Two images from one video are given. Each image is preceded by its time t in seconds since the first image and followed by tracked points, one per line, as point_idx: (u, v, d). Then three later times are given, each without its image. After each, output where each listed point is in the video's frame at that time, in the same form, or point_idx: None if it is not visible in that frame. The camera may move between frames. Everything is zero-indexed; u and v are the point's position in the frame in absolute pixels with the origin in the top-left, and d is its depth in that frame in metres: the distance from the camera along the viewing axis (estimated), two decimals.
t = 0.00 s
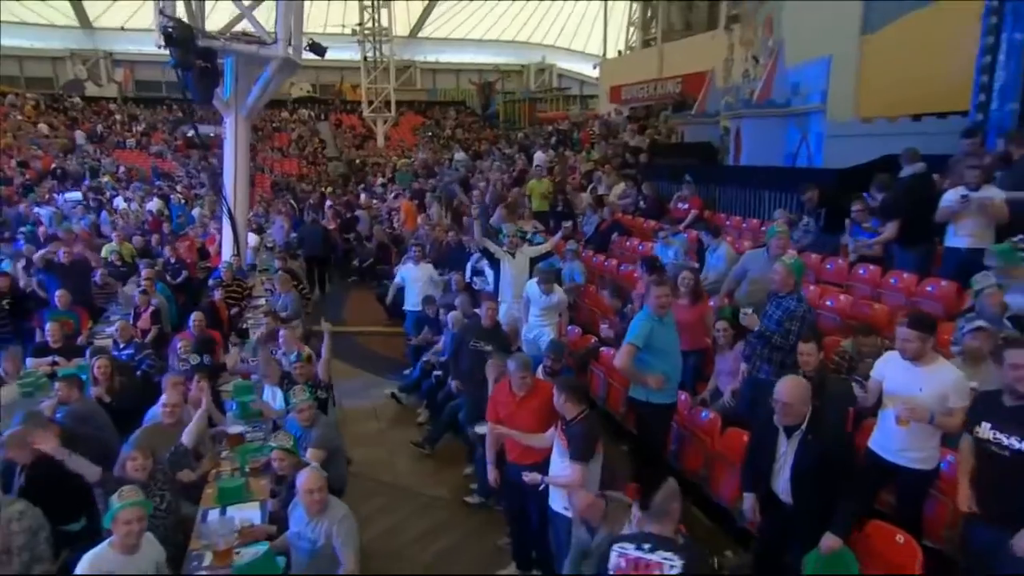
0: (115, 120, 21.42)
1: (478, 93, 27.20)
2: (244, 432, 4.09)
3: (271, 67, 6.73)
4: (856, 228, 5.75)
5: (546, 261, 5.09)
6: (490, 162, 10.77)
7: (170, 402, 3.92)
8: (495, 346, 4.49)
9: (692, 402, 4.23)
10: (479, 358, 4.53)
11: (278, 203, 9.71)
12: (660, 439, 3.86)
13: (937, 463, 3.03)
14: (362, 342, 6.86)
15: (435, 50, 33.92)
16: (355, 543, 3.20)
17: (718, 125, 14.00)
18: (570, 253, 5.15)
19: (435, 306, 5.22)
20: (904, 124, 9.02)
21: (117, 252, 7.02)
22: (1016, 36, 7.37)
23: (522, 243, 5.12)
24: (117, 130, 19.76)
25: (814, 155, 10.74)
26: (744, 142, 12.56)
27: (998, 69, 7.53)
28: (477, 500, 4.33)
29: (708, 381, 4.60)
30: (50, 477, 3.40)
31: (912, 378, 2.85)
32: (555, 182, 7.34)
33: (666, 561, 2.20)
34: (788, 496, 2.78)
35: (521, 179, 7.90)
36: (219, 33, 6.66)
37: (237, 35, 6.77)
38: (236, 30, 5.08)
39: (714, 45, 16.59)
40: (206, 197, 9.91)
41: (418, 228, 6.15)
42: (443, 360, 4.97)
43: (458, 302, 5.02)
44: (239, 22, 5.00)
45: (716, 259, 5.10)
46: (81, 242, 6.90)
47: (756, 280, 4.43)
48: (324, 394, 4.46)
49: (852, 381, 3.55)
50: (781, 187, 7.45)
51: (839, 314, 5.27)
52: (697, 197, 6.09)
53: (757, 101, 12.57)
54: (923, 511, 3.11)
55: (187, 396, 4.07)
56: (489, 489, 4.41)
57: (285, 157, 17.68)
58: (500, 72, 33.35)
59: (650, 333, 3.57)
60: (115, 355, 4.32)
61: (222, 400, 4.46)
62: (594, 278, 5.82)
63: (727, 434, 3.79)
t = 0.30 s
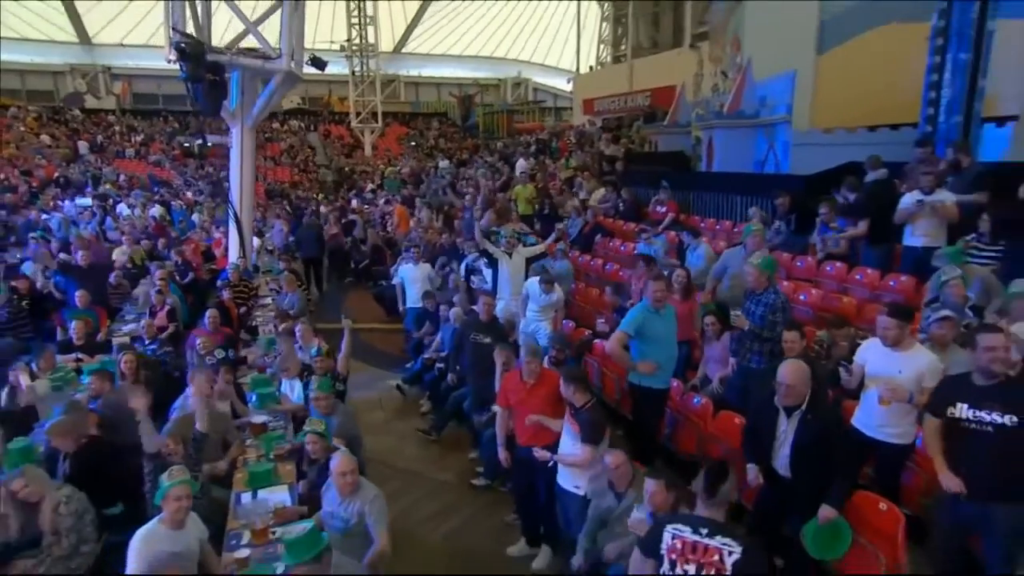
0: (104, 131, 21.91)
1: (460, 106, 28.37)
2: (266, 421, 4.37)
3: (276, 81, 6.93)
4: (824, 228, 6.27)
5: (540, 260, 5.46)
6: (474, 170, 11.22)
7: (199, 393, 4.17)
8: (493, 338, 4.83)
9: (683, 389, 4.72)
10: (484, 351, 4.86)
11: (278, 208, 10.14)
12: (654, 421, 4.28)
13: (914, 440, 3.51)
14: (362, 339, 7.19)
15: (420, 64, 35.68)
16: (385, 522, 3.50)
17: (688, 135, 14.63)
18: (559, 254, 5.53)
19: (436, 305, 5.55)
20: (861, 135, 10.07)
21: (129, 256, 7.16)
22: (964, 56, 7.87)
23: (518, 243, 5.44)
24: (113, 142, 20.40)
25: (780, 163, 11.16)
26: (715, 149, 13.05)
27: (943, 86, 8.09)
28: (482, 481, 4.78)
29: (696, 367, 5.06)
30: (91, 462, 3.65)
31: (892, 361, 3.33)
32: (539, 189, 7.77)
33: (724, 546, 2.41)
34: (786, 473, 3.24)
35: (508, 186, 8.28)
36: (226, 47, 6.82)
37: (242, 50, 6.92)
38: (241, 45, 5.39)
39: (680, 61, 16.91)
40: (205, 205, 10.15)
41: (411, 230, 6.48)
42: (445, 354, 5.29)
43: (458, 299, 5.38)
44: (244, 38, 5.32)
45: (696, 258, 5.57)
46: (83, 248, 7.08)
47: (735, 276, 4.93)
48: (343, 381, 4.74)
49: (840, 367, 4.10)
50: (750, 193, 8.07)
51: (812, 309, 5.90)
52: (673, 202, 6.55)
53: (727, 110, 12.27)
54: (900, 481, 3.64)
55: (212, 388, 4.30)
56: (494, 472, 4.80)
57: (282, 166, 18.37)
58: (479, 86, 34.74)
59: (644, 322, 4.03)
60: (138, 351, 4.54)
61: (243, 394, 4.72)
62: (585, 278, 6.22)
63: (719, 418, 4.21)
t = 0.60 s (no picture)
0: (106, 138, 22.29)
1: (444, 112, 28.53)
2: (284, 411, 4.58)
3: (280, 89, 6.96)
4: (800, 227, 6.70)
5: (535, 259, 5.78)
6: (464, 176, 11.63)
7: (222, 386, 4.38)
8: (491, 330, 5.13)
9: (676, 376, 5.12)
10: (484, 344, 5.15)
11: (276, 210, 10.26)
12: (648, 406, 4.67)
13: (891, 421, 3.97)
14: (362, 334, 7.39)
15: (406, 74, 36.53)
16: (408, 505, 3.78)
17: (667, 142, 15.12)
18: (551, 252, 5.87)
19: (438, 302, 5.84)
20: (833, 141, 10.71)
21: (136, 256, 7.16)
22: (919, 70, 8.57)
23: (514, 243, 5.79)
24: (115, 148, 20.98)
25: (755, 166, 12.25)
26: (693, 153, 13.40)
27: (903, 96, 8.76)
28: (487, 465, 5.03)
29: (686, 356, 5.44)
30: (122, 448, 3.91)
31: (872, 348, 3.79)
32: (526, 193, 8.16)
33: (747, 525, 2.69)
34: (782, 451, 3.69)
35: (498, 191, 8.64)
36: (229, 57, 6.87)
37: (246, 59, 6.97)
38: (245, 55, 5.66)
39: (657, 73, 19.73)
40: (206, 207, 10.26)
41: (405, 232, 6.78)
42: (445, 347, 5.58)
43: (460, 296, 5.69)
44: (248, 48, 5.60)
45: (680, 255, 5.98)
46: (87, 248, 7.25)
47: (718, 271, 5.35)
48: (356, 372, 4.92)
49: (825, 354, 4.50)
50: (725, 195, 8.61)
51: (789, 300, 6.28)
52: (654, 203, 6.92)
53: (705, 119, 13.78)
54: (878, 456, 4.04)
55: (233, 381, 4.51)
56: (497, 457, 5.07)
57: (274, 169, 18.31)
58: (463, 94, 35.57)
59: (639, 315, 4.34)
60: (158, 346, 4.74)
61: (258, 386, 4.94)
62: (572, 275, 6.55)
63: (711, 402, 4.58)
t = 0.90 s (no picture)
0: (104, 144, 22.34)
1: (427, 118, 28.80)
2: (302, 400, 4.86)
3: (286, 100, 6.90)
4: (773, 227, 7.27)
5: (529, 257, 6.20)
6: (452, 181, 12.09)
7: (246, 376, 4.66)
8: (491, 323, 5.47)
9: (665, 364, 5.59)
10: (486, 336, 5.50)
11: (273, 212, 10.50)
12: (642, 392, 5.24)
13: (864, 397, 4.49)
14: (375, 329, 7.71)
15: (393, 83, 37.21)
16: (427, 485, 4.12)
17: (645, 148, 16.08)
18: (544, 250, 6.30)
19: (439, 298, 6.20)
20: (798, 147, 11.33)
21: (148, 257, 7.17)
22: (876, 83, 9.24)
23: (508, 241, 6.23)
24: (115, 154, 20.99)
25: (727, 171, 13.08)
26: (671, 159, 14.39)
27: (861, 107, 9.41)
28: (490, 450, 5.36)
29: (673, 346, 5.90)
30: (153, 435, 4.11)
31: (846, 334, 4.37)
32: (514, 196, 8.66)
33: (749, 494, 3.02)
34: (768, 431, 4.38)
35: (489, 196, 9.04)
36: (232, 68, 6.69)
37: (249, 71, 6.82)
38: (249, 66, 5.97)
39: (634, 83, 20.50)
40: (204, 209, 10.47)
41: (400, 232, 7.10)
42: (446, 339, 5.98)
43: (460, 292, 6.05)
44: (253, 59, 5.93)
45: (662, 253, 6.44)
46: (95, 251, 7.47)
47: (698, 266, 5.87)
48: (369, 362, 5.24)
49: (806, 341, 4.91)
50: (700, 197, 9.19)
51: (764, 292, 6.80)
52: (636, 205, 7.42)
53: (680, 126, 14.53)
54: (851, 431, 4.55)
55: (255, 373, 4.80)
56: (500, 441, 5.39)
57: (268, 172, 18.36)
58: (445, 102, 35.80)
59: (636, 307, 4.88)
60: (179, 341, 5.02)
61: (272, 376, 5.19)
62: (563, 273, 6.95)
63: (701, 387, 5.07)
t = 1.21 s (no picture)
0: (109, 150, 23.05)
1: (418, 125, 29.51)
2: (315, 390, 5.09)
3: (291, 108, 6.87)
4: (752, 226, 7.77)
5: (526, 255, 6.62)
6: (444, 184, 12.60)
7: (266, 367, 5.02)
8: (494, 318, 5.80)
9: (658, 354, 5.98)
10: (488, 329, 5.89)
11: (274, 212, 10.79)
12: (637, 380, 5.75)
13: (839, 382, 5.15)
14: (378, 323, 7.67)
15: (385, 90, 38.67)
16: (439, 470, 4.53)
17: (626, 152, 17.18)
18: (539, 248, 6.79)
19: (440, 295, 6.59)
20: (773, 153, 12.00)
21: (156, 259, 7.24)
22: (841, 94, 9.85)
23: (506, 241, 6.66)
24: (116, 156, 21.46)
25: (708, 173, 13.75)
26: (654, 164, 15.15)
27: (830, 115, 9.98)
28: (493, 436, 5.71)
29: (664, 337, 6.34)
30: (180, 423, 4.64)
31: (826, 324, 5.05)
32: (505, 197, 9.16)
33: (734, 469, 3.58)
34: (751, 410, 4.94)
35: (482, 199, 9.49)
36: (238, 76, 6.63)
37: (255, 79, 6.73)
38: (253, 74, 6.33)
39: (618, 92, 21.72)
40: (202, 211, 10.85)
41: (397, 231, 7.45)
42: (447, 334, 6.41)
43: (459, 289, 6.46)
44: (257, 67, 6.27)
45: (649, 250, 6.87)
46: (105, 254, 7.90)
47: (682, 261, 6.33)
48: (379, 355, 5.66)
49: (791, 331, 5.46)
50: (679, 198, 9.72)
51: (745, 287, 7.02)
52: (621, 206, 7.88)
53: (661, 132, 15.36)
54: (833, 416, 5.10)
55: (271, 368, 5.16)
56: (502, 429, 5.73)
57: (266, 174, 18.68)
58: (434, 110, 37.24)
59: (634, 302, 5.56)
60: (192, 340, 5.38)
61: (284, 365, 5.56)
62: (555, 269, 7.40)
63: (690, 374, 5.48)
